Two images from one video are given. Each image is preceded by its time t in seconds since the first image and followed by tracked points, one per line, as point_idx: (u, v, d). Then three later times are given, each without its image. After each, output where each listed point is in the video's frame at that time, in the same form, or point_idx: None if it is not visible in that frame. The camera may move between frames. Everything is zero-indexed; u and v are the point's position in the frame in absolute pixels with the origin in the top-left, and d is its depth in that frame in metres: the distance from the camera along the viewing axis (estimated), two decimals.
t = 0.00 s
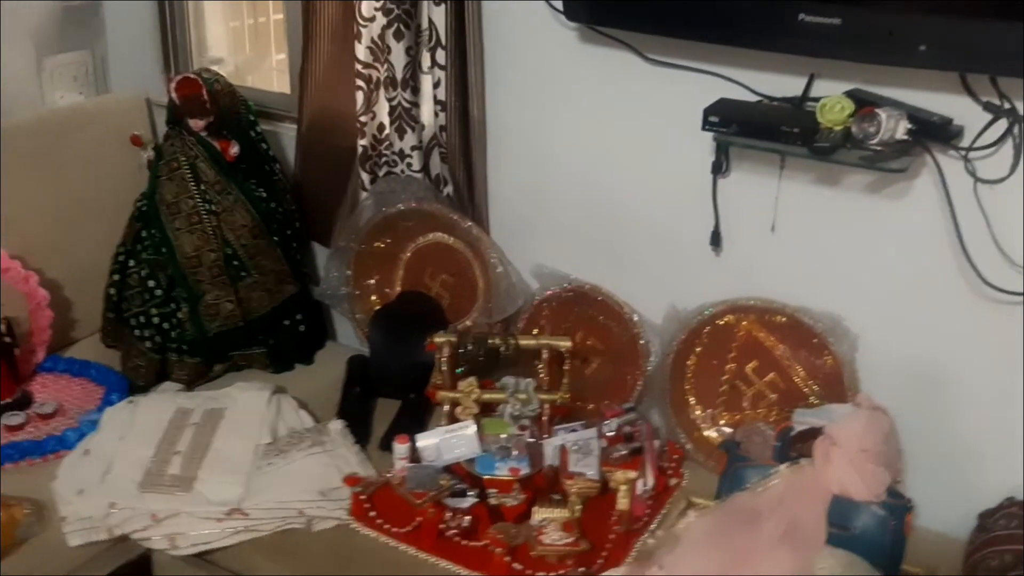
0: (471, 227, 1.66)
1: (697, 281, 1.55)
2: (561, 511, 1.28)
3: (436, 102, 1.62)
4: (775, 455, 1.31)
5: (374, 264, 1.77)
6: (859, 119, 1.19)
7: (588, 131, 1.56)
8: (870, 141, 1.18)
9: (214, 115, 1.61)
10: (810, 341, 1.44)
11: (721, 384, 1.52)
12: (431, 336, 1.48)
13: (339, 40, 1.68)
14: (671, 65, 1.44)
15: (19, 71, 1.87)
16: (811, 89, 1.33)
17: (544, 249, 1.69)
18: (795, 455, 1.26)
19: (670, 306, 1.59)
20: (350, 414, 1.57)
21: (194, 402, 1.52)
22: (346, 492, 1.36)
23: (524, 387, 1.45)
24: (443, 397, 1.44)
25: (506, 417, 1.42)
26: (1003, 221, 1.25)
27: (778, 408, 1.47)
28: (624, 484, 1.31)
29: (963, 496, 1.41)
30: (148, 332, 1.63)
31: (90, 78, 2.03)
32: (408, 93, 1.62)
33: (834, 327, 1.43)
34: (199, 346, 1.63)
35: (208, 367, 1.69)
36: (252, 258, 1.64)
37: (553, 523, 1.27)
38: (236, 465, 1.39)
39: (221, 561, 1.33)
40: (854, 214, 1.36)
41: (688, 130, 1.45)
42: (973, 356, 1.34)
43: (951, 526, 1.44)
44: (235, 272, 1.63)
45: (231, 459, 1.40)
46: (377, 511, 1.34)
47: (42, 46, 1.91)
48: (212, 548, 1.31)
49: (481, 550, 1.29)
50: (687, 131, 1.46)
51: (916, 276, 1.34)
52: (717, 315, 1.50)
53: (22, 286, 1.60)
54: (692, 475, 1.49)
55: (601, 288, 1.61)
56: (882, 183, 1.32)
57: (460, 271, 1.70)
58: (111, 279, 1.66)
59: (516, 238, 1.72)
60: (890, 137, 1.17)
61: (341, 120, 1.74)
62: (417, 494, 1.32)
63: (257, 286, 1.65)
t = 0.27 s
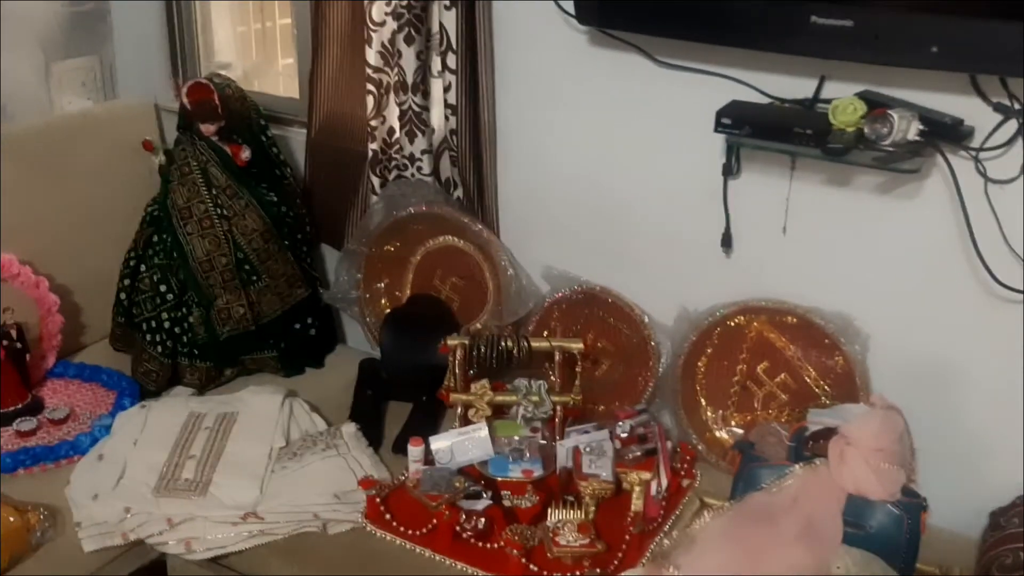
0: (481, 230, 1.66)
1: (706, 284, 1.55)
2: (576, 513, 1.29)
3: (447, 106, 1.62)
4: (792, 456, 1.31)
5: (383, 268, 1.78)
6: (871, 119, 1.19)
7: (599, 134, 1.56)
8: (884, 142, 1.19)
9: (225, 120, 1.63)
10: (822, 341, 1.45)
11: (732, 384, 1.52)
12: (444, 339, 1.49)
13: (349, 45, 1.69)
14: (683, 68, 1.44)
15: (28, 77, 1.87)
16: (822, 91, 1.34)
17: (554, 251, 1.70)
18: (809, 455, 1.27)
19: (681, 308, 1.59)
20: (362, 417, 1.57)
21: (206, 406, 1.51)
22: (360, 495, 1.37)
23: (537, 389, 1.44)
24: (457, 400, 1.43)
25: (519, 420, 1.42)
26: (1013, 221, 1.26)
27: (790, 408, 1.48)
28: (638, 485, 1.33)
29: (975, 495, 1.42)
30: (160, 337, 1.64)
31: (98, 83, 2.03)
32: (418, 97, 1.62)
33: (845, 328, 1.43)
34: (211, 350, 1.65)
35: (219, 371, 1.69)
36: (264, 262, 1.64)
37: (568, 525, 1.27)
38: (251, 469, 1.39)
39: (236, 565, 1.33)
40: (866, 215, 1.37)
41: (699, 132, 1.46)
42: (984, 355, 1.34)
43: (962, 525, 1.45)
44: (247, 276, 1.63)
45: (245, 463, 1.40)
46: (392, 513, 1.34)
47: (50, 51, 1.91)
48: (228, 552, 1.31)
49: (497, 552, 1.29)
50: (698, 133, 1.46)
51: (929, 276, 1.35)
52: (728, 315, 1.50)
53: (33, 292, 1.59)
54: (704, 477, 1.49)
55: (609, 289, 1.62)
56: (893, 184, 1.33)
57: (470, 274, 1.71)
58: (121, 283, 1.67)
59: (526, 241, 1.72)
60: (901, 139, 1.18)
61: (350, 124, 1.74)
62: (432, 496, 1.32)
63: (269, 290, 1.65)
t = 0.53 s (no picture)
0: (486, 234, 1.67)
1: (711, 287, 1.56)
2: (587, 516, 1.29)
3: (452, 109, 1.62)
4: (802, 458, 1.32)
5: (386, 272, 1.77)
6: (880, 122, 1.20)
7: (605, 138, 1.57)
8: (893, 145, 1.20)
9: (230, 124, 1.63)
10: (830, 344, 1.44)
11: (739, 387, 1.51)
12: (453, 342, 1.49)
13: (352, 49, 1.69)
14: (690, 72, 1.45)
15: (28, 81, 1.86)
16: (829, 94, 1.35)
17: (560, 255, 1.70)
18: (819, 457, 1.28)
19: (688, 312, 1.59)
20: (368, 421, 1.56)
21: (211, 410, 1.52)
22: (369, 500, 1.36)
23: (543, 393, 1.45)
24: (464, 403, 1.44)
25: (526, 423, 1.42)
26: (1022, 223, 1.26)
27: (796, 412, 1.47)
28: (648, 488, 1.34)
29: (984, 497, 1.42)
30: (163, 341, 1.63)
31: (98, 88, 2.01)
32: (423, 100, 1.61)
33: (853, 331, 1.44)
34: (213, 354, 1.62)
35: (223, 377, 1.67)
36: (268, 266, 1.63)
37: (580, 528, 1.27)
38: (258, 474, 1.39)
39: (244, 571, 1.32)
40: (873, 218, 1.37)
41: (706, 136, 1.46)
42: (991, 357, 1.35)
43: (970, 527, 1.45)
44: (251, 280, 1.63)
45: (253, 468, 1.39)
46: (401, 517, 1.32)
47: (51, 55, 1.90)
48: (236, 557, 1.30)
49: (508, 555, 1.28)
50: (705, 137, 1.47)
51: (937, 278, 1.35)
52: (735, 318, 1.50)
53: (35, 295, 1.61)
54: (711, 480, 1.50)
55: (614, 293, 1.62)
56: (900, 186, 1.34)
57: (474, 278, 1.70)
58: (124, 287, 1.67)
59: (532, 245, 1.72)
60: (911, 142, 1.19)
61: (354, 126, 1.74)
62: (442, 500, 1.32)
63: (272, 293, 1.65)
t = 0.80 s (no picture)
0: (483, 237, 1.65)
1: (710, 287, 1.55)
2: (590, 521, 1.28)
3: (448, 111, 1.60)
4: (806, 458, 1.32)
5: (382, 275, 1.75)
6: (881, 121, 1.20)
7: (603, 139, 1.56)
8: (894, 144, 1.20)
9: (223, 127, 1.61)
10: (831, 344, 1.43)
11: (739, 387, 1.50)
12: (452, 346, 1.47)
13: (345, 50, 1.67)
14: (690, 71, 1.44)
15: (17, 85, 1.84)
16: (828, 93, 1.35)
17: (557, 257, 1.69)
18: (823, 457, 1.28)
19: (687, 312, 1.59)
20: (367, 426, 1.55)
21: (207, 416, 1.50)
22: (370, 506, 1.35)
23: (544, 395, 1.44)
24: (464, 407, 1.43)
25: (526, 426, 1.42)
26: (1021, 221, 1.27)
27: (796, 412, 1.46)
28: (651, 490, 1.33)
29: (984, 494, 1.43)
30: (157, 348, 1.62)
31: (88, 91, 1.99)
32: (419, 102, 1.60)
33: (854, 330, 1.43)
34: (208, 361, 1.61)
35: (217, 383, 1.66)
36: (264, 271, 1.61)
37: (583, 532, 1.26)
38: (256, 481, 1.37)
39: None
40: (874, 217, 1.37)
41: (705, 136, 1.46)
42: (992, 354, 1.35)
43: (971, 524, 1.45)
44: (246, 285, 1.60)
45: (251, 475, 1.38)
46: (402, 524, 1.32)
47: (39, 58, 1.88)
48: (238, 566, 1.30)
49: (510, 561, 1.27)
50: (704, 137, 1.46)
51: (939, 277, 1.35)
52: (733, 319, 1.49)
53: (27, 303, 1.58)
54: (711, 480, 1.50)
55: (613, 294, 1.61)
56: (900, 185, 1.33)
57: (471, 281, 1.68)
58: (117, 294, 1.65)
59: (529, 247, 1.71)
60: (912, 140, 1.19)
61: (348, 128, 1.72)
62: (444, 506, 1.30)
63: (268, 298, 1.62)
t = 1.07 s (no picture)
0: (481, 245, 1.64)
1: (711, 291, 1.55)
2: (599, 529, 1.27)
3: (442, 120, 1.60)
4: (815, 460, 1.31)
5: (379, 288, 1.72)
6: (881, 121, 1.20)
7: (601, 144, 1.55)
8: (895, 143, 1.20)
9: (215, 141, 1.58)
10: (834, 344, 1.43)
11: (743, 391, 1.49)
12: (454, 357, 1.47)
13: (337, 61, 1.66)
14: (687, 75, 1.44)
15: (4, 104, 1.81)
16: (825, 94, 1.35)
17: (557, 264, 1.68)
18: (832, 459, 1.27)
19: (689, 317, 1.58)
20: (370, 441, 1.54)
21: (209, 435, 1.48)
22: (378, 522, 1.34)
23: (547, 404, 1.43)
24: (468, 418, 1.41)
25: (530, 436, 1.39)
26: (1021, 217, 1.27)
27: (800, 414, 1.45)
28: (660, 498, 1.33)
29: (992, 492, 1.42)
30: (155, 367, 1.59)
31: (75, 109, 1.98)
32: (413, 113, 1.61)
33: (857, 330, 1.43)
34: (207, 378, 1.59)
35: (217, 401, 1.64)
36: (261, 287, 1.60)
37: (594, 542, 1.25)
38: (261, 499, 1.36)
39: None
40: (874, 216, 1.37)
41: (703, 140, 1.46)
42: (996, 351, 1.35)
43: (979, 522, 1.45)
44: (243, 301, 1.59)
45: (256, 494, 1.37)
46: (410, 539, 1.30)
47: (27, 77, 1.86)
48: None
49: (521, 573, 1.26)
50: (702, 141, 1.46)
51: (941, 276, 1.35)
52: (735, 321, 1.49)
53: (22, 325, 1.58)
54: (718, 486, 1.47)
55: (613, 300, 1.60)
56: (900, 184, 1.33)
57: (470, 291, 1.67)
58: (113, 313, 1.64)
59: (528, 254, 1.70)
60: (912, 139, 1.19)
61: (342, 140, 1.71)
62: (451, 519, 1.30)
63: (265, 314, 1.61)
